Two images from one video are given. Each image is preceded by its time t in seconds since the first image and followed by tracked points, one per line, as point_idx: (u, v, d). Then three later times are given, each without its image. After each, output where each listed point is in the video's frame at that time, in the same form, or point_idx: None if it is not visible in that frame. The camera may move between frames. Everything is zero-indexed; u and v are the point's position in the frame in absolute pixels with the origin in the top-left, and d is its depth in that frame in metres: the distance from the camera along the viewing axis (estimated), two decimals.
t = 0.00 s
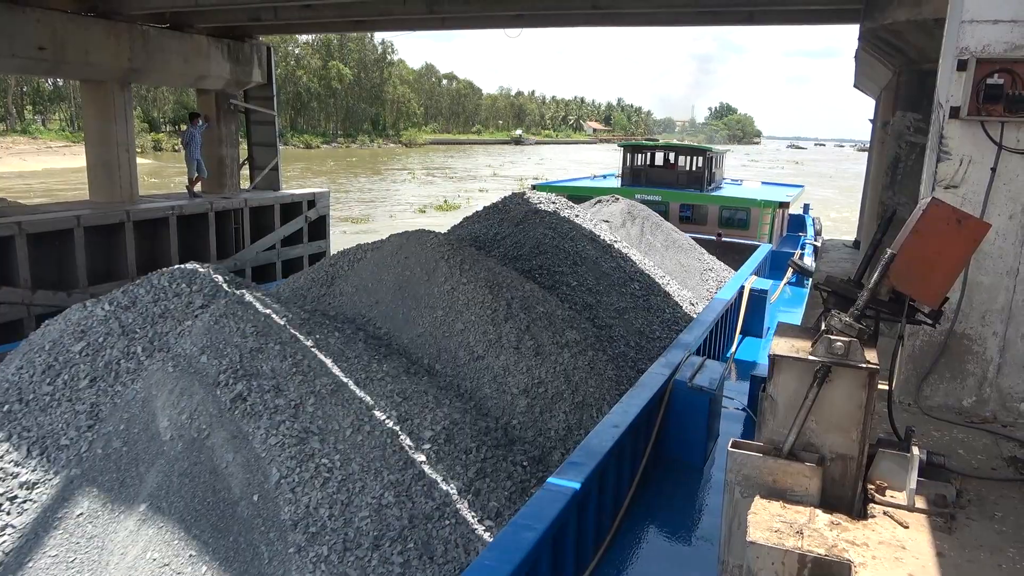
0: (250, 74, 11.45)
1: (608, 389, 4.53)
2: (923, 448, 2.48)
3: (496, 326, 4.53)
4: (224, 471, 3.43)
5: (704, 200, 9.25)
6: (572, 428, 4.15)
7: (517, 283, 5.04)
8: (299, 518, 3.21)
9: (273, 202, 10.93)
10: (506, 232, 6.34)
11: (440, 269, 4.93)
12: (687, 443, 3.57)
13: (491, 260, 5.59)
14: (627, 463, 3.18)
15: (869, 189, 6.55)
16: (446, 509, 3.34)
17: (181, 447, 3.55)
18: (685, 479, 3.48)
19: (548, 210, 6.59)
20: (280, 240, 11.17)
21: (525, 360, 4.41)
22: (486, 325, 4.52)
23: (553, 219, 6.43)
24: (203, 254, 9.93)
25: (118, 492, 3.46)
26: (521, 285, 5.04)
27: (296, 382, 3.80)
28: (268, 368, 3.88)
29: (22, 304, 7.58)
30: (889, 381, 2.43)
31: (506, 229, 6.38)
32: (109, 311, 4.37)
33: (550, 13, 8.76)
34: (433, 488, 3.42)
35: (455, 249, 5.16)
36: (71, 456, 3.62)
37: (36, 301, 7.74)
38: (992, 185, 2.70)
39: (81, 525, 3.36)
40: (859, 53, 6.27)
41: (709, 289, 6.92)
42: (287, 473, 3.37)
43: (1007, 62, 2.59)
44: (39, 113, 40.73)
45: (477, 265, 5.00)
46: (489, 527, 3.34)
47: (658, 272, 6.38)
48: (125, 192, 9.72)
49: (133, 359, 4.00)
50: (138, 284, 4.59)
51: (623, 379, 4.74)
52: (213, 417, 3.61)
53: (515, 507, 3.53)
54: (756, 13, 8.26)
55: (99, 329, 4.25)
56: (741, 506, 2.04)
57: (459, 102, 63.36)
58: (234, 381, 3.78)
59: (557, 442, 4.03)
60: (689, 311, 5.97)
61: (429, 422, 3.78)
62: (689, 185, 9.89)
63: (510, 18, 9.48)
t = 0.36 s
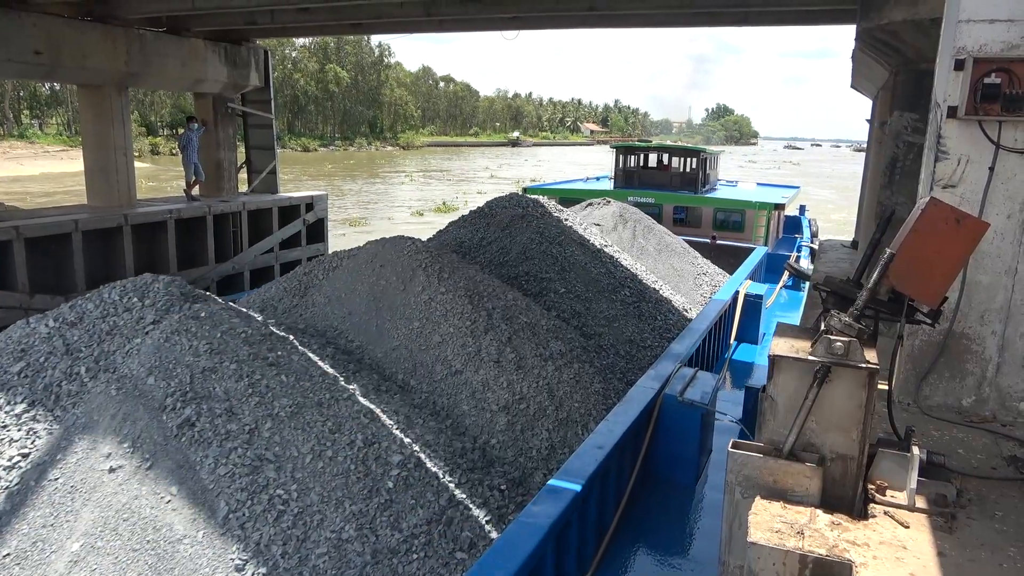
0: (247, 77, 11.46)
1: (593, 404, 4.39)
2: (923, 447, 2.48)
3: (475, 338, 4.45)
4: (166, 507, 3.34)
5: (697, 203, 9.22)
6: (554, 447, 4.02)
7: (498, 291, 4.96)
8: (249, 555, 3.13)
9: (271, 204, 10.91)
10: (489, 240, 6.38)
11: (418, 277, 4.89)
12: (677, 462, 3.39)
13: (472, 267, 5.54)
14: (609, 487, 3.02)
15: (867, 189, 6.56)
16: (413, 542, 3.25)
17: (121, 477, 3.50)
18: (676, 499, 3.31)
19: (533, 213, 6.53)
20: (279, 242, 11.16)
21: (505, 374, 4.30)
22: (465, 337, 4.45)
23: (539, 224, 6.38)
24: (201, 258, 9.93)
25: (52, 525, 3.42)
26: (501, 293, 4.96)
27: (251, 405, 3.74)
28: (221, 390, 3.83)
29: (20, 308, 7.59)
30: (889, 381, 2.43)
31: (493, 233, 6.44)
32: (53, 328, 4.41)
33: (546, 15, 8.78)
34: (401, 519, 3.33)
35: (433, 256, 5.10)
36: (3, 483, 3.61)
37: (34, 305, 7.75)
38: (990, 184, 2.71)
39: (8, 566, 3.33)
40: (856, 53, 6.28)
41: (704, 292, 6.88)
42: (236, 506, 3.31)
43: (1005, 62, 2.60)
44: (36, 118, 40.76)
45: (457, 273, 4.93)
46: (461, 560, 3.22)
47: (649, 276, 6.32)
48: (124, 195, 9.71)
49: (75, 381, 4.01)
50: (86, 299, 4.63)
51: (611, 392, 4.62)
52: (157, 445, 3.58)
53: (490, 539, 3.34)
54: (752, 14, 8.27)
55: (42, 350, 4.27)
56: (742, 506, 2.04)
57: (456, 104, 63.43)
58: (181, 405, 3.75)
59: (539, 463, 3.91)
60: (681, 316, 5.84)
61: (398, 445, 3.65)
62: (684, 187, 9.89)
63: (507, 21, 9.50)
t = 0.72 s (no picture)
0: (251, 76, 11.48)
1: (580, 421, 4.16)
2: (922, 453, 2.48)
3: (454, 351, 4.29)
4: (97, 540, 3.14)
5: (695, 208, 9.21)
6: (536, 468, 3.80)
7: (481, 301, 4.82)
8: None
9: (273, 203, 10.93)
10: (475, 246, 6.20)
11: (395, 285, 4.71)
12: (666, 482, 3.35)
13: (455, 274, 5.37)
14: (593, 514, 2.94)
15: (870, 194, 6.56)
16: None
17: (52, 506, 3.31)
18: (664, 523, 3.28)
19: (523, 217, 6.35)
20: (280, 241, 11.20)
21: (486, 390, 4.12)
22: (442, 351, 4.29)
23: (530, 228, 6.22)
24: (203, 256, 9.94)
25: None
26: (483, 304, 4.81)
27: (198, 428, 3.55)
28: (169, 410, 3.65)
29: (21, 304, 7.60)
30: (889, 386, 2.42)
31: (481, 239, 6.24)
32: None
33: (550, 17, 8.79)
34: (363, 551, 3.10)
35: (412, 263, 4.95)
36: None
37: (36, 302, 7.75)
38: (992, 191, 2.71)
39: None
40: (860, 58, 6.28)
41: (700, 298, 6.83)
42: (173, 541, 3.06)
43: (1009, 69, 2.60)
44: (40, 114, 40.81)
45: (436, 281, 4.81)
46: None
47: (641, 284, 6.20)
48: (126, 193, 9.75)
49: (14, 397, 3.92)
50: (36, 312, 4.66)
51: (599, 406, 4.37)
52: (94, 470, 3.38)
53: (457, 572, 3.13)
54: (756, 18, 8.28)
55: None
56: (740, 510, 2.04)
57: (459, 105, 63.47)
58: (123, 425, 3.56)
59: (519, 484, 3.69)
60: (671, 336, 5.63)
61: (362, 468, 3.46)
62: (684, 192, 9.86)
63: (511, 23, 9.51)
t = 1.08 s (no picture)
0: (251, 77, 11.49)
1: (563, 440, 3.94)
2: (923, 455, 2.48)
3: (430, 366, 4.05)
4: None
5: (690, 211, 9.19)
6: (515, 492, 3.57)
7: (461, 310, 4.57)
8: None
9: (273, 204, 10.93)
10: (461, 250, 5.93)
11: (369, 295, 4.49)
12: (657, 506, 3.12)
13: (435, 281, 5.13)
14: (575, 542, 2.70)
15: (869, 195, 6.56)
16: None
17: None
18: (653, 549, 3.04)
19: (511, 221, 6.06)
20: (280, 243, 11.23)
21: (463, 409, 3.88)
22: (417, 366, 4.04)
23: (518, 231, 5.96)
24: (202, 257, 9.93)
25: None
26: (462, 312, 4.55)
27: (136, 457, 3.23)
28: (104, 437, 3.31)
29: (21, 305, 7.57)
30: (889, 388, 2.43)
31: (467, 243, 5.98)
32: None
33: (550, 18, 8.80)
34: None
35: (387, 270, 4.73)
36: None
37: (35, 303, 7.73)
38: (992, 192, 2.71)
39: None
40: (859, 60, 6.29)
41: (694, 304, 6.78)
42: None
43: (1009, 71, 2.60)
44: (39, 115, 40.80)
45: (412, 290, 4.55)
46: None
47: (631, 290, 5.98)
48: (126, 195, 9.74)
49: None
50: None
51: (585, 422, 4.16)
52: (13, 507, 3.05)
53: None
54: (756, 19, 8.29)
55: None
56: (741, 512, 2.04)
57: (459, 106, 63.52)
58: (50, 457, 3.22)
59: (497, 510, 3.47)
60: (662, 348, 5.42)
61: (320, 497, 3.21)
62: (678, 194, 9.78)
63: (510, 24, 9.52)
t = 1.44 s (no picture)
0: (249, 81, 11.49)
1: (545, 461, 3.74)
2: (922, 454, 2.49)
3: (403, 383, 3.91)
4: None
5: (685, 213, 9.19)
6: (493, 519, 3.40)
7: (437, 323, 4.44)
8: None
9: (272, 207, 10.93)
10: (445, 259, 5.85)
11: (339, 304, 4.48)
12: (644, 530, 3.05)
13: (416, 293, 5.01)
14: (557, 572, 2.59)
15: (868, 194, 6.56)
16: None
17: None
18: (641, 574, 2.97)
19: (496, 225, 5.99)
20: (279, 245, 11.24)
21: (438, 429, 3.72)
22: (389, 383, 3.91)
23: (502, 238, 5.83)
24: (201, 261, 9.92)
25: None
26: (439, 324, 4.44)
27: (63, 496, 3.03)
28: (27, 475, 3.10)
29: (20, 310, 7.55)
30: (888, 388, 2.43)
31: (452, 251, 5.90)
32: None
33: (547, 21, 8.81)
34: None
35: (358, 282, 4.68)
36: None
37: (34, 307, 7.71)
38: (990, 192, 2.72)
39: None
40: (856, 60, 6.29)
41: (688, 309, 6.76)
42: None
43: (1006, 70, 2.61)
44: (38, 120, 40.83)
45: (383, 301, 4.49)
46: None
47: (622, 296, 5.78)
48: (126, 199, 9.69)
49: None
50: None
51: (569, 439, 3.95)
52: None
53: None
54: (754, 20, 8.30)
55: None
56: (741, 513, 2.04)
57: (458, 108, 63.52)
58: None
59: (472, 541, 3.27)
60: (653, 357, 5.19)
61: (273, 534, 3.05)
62: (673, 196, 9.76)
63: (508, 26, 9.53)
